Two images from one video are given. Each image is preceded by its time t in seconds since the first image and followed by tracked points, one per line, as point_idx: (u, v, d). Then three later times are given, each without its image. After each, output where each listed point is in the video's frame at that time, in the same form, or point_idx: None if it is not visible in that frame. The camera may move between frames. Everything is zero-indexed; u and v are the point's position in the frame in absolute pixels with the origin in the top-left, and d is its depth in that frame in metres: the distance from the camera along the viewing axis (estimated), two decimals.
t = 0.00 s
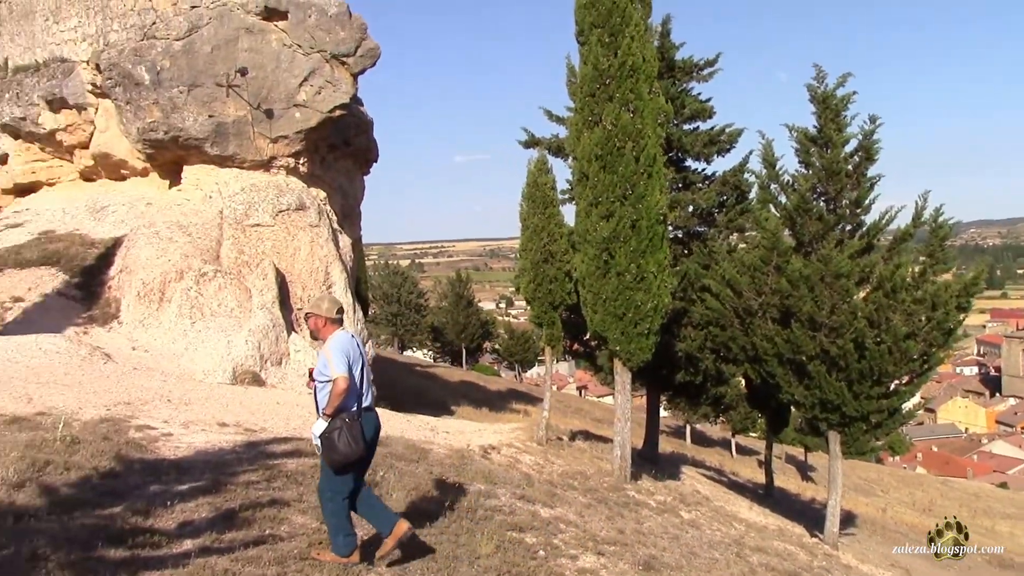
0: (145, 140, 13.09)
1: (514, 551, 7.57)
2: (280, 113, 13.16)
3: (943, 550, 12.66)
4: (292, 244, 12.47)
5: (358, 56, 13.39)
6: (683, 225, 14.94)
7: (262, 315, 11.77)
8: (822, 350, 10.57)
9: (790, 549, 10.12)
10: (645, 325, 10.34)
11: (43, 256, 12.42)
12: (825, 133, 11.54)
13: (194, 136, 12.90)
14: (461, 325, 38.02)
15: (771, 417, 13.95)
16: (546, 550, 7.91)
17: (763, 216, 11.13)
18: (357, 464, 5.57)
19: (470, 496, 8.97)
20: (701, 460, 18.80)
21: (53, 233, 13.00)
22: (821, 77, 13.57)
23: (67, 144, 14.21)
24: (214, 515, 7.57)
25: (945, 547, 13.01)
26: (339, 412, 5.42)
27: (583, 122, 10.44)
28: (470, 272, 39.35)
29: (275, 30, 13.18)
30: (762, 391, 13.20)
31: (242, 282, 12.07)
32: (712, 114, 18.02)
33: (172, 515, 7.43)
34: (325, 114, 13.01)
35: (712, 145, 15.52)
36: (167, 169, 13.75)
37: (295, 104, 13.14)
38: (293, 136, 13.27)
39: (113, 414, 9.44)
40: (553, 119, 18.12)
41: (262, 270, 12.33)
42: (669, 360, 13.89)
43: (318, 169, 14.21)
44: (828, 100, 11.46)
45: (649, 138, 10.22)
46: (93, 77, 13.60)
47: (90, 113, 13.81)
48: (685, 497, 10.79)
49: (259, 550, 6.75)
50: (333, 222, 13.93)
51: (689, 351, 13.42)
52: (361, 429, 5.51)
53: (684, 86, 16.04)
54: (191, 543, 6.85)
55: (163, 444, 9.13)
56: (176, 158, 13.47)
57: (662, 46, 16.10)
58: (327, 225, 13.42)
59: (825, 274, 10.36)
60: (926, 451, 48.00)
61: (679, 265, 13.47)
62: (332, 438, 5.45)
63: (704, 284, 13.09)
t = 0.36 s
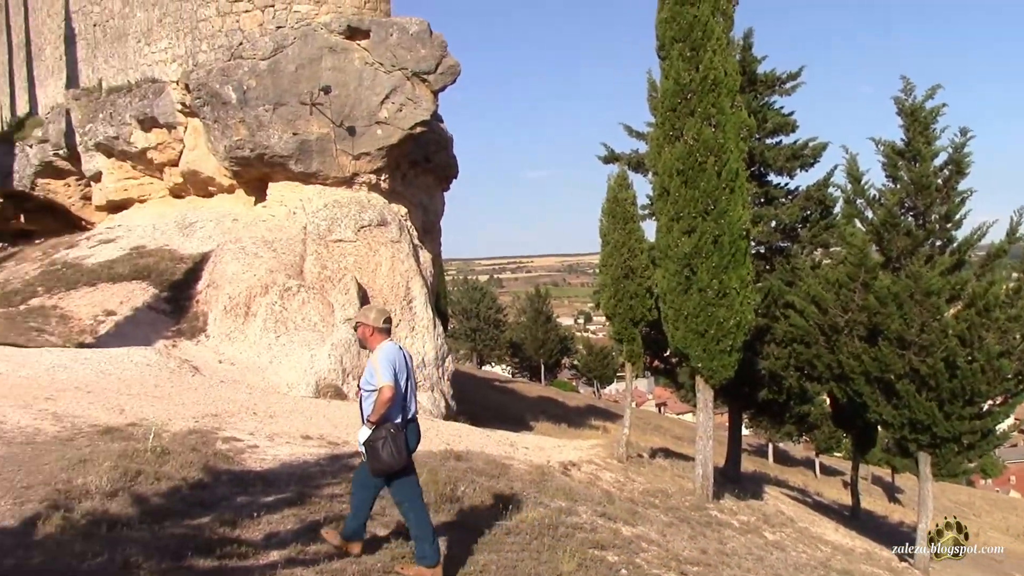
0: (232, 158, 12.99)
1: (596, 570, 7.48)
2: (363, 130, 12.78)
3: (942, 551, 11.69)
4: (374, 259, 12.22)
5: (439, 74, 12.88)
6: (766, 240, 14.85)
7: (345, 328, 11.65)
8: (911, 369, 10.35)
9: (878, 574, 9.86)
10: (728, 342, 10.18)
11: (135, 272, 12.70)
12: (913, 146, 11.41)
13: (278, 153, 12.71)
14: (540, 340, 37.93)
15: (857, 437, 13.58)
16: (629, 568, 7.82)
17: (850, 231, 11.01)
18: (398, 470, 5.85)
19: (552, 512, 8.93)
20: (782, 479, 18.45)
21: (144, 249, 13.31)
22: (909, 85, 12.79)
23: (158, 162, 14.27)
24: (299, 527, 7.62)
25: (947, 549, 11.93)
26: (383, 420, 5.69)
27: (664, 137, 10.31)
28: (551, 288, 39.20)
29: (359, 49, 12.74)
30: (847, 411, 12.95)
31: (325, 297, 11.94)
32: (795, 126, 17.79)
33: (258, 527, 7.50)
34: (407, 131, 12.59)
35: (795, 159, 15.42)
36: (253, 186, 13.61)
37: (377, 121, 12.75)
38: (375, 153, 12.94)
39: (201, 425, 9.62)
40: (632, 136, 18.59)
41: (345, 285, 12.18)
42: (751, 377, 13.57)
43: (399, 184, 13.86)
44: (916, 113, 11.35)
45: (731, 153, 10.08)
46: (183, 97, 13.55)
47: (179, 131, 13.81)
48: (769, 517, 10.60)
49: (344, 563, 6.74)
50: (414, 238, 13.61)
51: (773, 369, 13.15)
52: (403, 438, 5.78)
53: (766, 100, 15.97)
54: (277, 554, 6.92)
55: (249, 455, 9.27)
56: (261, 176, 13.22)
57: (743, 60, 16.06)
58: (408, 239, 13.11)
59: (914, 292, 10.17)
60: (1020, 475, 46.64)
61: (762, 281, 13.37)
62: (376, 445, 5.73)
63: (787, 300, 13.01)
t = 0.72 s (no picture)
0: (306, 172, 12.99)
1: None
2: (435, 143, 12.70)
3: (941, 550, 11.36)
4: (445, 271, 11.96)
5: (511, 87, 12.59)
6: (842, 253, 14.79)
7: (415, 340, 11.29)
8: (994, 387, 10.08)
9: None
10: (803, 358, 10.02)
11: (211, 284, 12.87)
12: (998, 159, 11.32)
13: (352, 167, 12.69)
14: (609, 353, 36.98)
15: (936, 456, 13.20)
16: None
17: (930, 246, 10.89)
18: (418, 471, 5.76)
19: (624, 528, 8.84)
20: (856, 497, 18.02)
21: (220, 261, 13.51)
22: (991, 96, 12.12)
23: (234, 176, 14.47)
24: (373, 539, 7.63)
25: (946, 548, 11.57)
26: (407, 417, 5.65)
27: (738, 150, 10.25)
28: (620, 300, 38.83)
29: (431, 63, 12.68)
30: (925, 428, 12.58)
31: (396, 309, 11.72)
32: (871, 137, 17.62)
33: (332, 538, 7.53)
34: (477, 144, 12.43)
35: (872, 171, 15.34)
36: (327, 200, 13.61)
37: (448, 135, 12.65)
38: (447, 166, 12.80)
39: (275, 436, 9.74)
40: (705, 149, 18.64)
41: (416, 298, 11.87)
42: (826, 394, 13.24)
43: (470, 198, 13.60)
44: (998, 124, 11.35)
45: (808, 166, 9.95)
46: (259, 112, 13.75)
47: (255, 146, 13.92)
48: (845, 537, 10.40)
49: None
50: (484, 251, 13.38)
51: (848, 386, 12.78)
52: (427, 438, 5.71)
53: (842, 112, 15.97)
54: (350, 565, 6.90)
55: (322, 466, 9.33)
56: (335, 190, 13.26)
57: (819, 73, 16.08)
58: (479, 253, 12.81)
59: (997, 307, 9.91)
60: None
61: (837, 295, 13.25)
62: (396, 441, 5.68)
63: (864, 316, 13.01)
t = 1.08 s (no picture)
0: (370, 183, 13.08)
1: None
2: (497, 155, 12.54)
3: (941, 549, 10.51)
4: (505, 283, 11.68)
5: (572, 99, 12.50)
6: (911, 266, 14.58)
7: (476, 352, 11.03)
8: None
9: None
10: (870, 372, 9.86)
11: (275, 293, 12.98)
12: None
13: (415, 179, 12.65)
14: (669, 366, 36.11)
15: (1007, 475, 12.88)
16: None
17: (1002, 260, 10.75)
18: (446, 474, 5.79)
19: (686, 543, 8.72)
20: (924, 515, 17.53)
21: (285, 271, 13.68)
22: None
23: (298, 188, 14.56)
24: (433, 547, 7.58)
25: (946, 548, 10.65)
26: (436, 421, 5.70)
27: (805, 161, 10.16)
28: (679, 312, 38.39)
29: (493, 75, 12.56)
30: (995, 446, 12.17)
31: (458, 321, 11.36)
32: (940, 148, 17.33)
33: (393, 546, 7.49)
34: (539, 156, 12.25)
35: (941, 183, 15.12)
36: (389, 211, 13.64)
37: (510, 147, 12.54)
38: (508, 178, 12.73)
39: (338, 445, 9.77)
40: (769, 160, 18.53)
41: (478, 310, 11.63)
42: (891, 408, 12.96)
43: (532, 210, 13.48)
44: None
45: (875, 177, 9.80)
46: (324, 124, 13.78)
47: (320, 158, 14.00)
48: (913, 557, 10.15)
49: None
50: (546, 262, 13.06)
51: (915, 401, 12.64)
52: (456, 441, 5.75)
53: (910, 122, 15.79)
54: None
55: (384, 477, 9.30)
56: (398, 201, 13.26)
57: (886, 83, 15.90)
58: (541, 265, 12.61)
59: None
60: None
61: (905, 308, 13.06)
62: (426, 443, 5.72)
63: (932, 330, 12.74)
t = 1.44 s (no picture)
0: (429, 194, 13.03)
1: None
2: (556, 165, 12.62)
3: (941, 551, 10.10)
4: (564, 293, 11.63)
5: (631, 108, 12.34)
6: (979, 277, 14.28)
7: (534, 361, 11.03)
8: None
9: None
10: (936, 387, 9.65)
11: (335, 302, 13.04)
12: None
13: (474, 189, 12.71)
14: (728, 378, 35.85)
15: None
16: None
17: None
18: (460, 484, 5.70)
19: (745, 557, 8.52)
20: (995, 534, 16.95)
21: (344, 280, 13.76)
22: None
23: (358, 198, 14.68)
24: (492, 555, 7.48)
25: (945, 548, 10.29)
26: (446, 431, 5.59)
27: (869, 171, 10.03)
28: (738, 323, 37.91)
29: (552, 85, 12.52)
30: None
31: (515, 331, 11.43)
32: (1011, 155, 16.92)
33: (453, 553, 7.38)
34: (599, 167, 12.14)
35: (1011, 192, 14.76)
36: (448, 221, 13.68)
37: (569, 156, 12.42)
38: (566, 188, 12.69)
39: (396, 453, 9.78)
40: (831, 169, 18.37)
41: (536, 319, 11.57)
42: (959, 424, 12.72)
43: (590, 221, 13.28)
44: None
45: (942, 187, 9.60)
46: (384, 135, 13.93)
47: (379, 168, 14.09)
48: None
49: None
50: (603, 272, 13.07)
51: (984, 416, 12.34)
52: (467, 451, 5.64)
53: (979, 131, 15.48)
54: None
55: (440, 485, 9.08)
56: (456, 211, 13.20)
57: (954, 90, 15.60)
58: (599, 275, 12.48)
59: None
60: None
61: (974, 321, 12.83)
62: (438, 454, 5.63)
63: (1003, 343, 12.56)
